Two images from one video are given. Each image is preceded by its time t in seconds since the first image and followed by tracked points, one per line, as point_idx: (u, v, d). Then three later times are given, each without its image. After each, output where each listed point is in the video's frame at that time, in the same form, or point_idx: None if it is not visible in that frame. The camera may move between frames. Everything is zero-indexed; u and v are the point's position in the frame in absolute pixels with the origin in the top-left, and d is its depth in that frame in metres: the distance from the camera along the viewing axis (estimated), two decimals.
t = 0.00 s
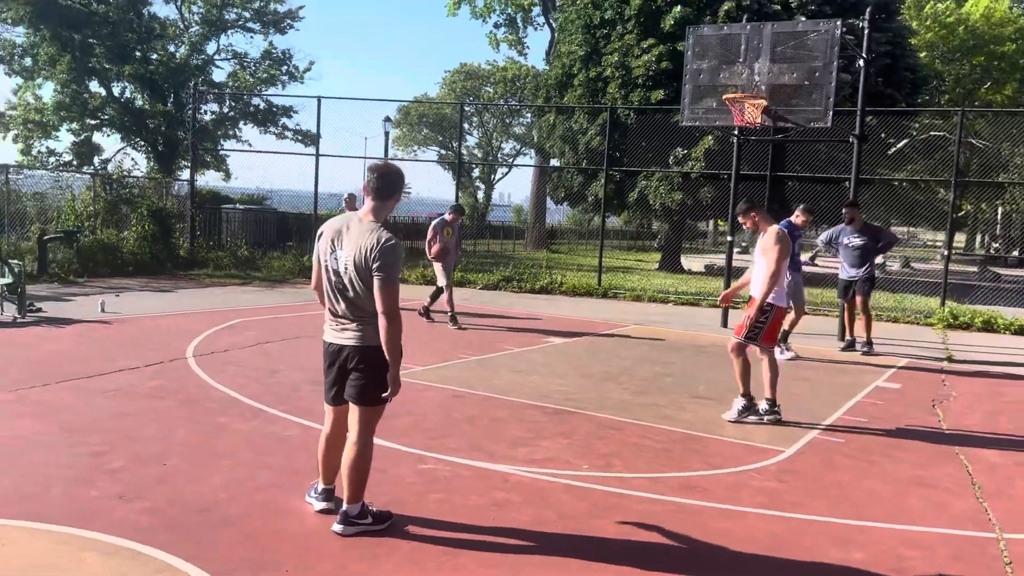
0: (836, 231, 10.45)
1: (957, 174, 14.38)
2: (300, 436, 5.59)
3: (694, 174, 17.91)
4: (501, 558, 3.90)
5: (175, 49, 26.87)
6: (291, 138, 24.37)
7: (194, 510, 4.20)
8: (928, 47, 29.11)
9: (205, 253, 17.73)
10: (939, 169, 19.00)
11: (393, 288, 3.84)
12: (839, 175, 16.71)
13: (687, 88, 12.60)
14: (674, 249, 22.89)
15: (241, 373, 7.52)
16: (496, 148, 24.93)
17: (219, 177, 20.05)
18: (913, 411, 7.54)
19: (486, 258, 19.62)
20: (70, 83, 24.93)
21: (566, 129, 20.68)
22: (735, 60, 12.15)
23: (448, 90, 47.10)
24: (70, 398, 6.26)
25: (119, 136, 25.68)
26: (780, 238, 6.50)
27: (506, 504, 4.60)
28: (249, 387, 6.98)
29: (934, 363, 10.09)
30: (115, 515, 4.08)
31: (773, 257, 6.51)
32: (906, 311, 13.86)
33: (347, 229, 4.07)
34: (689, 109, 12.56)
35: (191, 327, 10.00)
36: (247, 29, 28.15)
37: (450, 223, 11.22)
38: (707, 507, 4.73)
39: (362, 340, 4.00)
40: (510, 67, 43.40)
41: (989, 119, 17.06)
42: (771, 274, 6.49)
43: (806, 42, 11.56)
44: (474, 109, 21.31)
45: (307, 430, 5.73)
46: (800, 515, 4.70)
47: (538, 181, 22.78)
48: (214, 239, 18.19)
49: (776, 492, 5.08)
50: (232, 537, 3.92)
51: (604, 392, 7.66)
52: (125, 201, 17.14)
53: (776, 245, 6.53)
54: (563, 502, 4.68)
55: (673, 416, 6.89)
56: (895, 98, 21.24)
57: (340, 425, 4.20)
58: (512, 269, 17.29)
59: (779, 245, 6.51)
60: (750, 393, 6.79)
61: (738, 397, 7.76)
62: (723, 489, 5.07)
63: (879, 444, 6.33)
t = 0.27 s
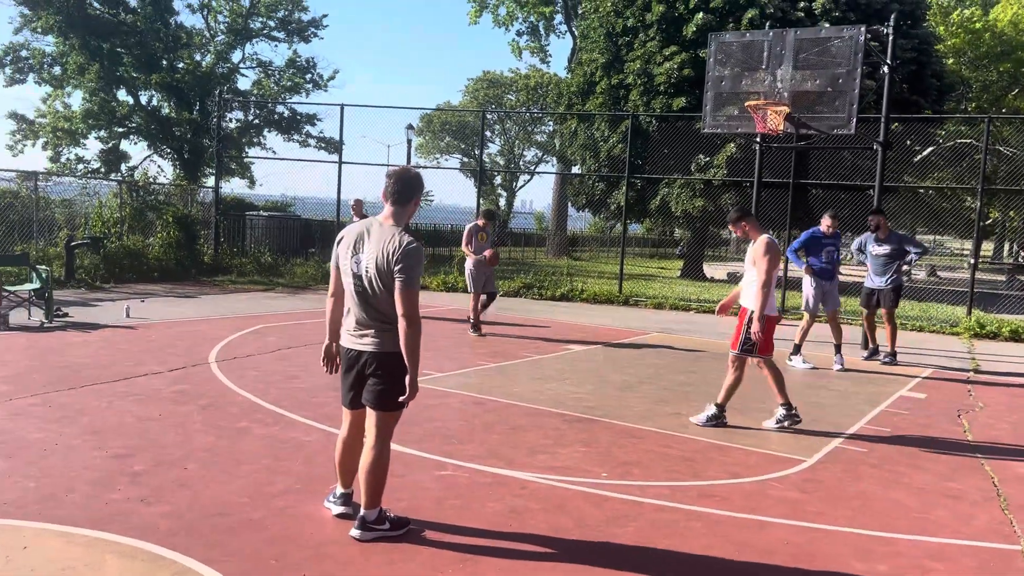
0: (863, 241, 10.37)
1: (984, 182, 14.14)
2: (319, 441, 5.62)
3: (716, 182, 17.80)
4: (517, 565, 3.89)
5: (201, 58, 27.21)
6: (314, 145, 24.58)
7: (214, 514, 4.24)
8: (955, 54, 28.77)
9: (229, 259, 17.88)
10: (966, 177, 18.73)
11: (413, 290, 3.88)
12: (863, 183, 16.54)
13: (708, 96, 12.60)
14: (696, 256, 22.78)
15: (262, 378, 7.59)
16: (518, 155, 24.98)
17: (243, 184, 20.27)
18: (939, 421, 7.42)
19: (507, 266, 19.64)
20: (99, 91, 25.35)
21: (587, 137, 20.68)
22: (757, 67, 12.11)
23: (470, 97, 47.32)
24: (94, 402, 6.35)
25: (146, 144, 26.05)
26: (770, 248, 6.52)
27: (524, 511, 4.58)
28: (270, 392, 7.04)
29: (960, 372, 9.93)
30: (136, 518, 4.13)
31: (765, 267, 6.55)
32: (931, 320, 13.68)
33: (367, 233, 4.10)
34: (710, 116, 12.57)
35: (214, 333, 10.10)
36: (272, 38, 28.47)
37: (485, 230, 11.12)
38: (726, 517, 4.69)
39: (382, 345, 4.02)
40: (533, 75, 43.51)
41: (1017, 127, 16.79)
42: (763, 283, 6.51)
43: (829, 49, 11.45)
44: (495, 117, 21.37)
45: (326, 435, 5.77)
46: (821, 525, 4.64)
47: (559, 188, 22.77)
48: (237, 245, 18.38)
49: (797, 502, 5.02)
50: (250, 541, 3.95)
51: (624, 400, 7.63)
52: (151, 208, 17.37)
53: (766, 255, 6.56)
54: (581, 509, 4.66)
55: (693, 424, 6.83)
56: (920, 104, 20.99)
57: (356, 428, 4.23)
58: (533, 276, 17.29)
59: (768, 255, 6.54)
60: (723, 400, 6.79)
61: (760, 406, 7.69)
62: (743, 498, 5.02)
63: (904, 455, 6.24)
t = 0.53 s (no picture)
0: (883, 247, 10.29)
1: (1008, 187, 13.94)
2: (342, 446, 5.64)
3: (736, 187, 17.72)
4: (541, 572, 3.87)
5: (223, 64, 27.49)
6: (334, 151, 24.74)
7: (238, 519, 4.26)
8: (979, 58, 28.46)
9: (250, 264, 18.04)
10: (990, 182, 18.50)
11: (445, 296, 3.97)
12: (885, 188, 16.39)
13: (729, 101, 12.51)
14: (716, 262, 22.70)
15: (284, 382, 7.64)
16: (537, 160, 25.00)
17: (265, 189, 20.45)
18: (965, 430, 7.31)
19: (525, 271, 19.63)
20: (123, 98, 25.69)
21: (606, 142, 20.67)
22: (779, 72, 12.00)
23: (489, 103, 47.49)
24: (119, 405, 6.42)
25: (169, 149, 26.34)
26: (761, 249, 6.43)
27: (547, 518, 4.57)
28: (292, 396, 7.07)
29: (986, 380, 9.79)
30: (161, 521, 4.16)
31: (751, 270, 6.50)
32: (956, 327, 13.51)
33: (394, 237, 4.11)
34: (731, 121, 12.48)
35: (236, 337, 10.19)
36: (293, 45, 28.74)
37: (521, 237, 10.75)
38: (750, 524, 4.65)
39: (410, 350, 4.04)
40: (551, 81, 43.56)
41: None
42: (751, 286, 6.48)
43: (853, 54, 11.49)
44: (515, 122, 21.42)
45: (348, 440, 5.79)
46: (847, 534, 4.58)
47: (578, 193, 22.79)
48: (259, 250, 18.55)
49: (823, 511, 4.97)
50: (273, 545, 3.96)
51: (645, 406, 7.60)
52: (174, 212, 17.56)
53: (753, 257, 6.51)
54: (604, 517, 4.64)
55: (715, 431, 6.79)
56: (943, 109, 20.79)
57: (372, 430, 4.23)
58: (552, 282, 17.29)
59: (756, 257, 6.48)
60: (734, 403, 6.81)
61: (782, 413, 7.62)
62: (767, 506, 4.98)
63: (930, 463, 6.16)
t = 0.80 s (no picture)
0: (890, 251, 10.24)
1: None
2: (359, 448, 5.66)
3: (750, 190, 17.66)
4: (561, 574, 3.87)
5: (238, 67, 27.65)
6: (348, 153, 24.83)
7: (257, 519, 4.29)
8: (996, 61, 28.26)
9: (264, 266, 18.15)
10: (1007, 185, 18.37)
11: (461, 293, 4.06)
12: (900, 191, 16.31)
13: (745, 104, 12.38)
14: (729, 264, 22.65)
15: (300, 384, 7.68)
16: (550, 163, 25.00)
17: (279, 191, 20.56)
18: (984, 434, 7.25)
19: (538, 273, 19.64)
20: (139, 101, 25.90)
21: (620, 145, 20.66)
22: (795, 75, 11.95)
23: (502, 106, 47.59)
24: (139, 406, 6.48)
25: (184, 152, 26.54)
26: (745, 250, 6.45)
27: (565, 520, 4.57)
28: (309, 398, 7.11)
29: (1004, 384, 9.71)
30: (182, 522, 4.20)
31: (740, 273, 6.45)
32: (972, 331, 13.42)
33: (406, 237, 4.14)
34: (746, 124, 12.32)
35: (252, 339, 10.25)
36: (307, 47, 28.89)
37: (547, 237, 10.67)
38: (769, 528, 4.63)
39: (426, 348, 4.06)
40: (564, 83, 43.58)
41: None
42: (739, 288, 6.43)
43: (869, 56, 11.46)
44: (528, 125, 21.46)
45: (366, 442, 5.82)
46: (866, 539, 4.56)
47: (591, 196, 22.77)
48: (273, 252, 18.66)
49: (841, 515, 4.94)
50: (294, 546, 3.98)
51: (661, 409, 7.59)
52: (189, 215, 17.69)
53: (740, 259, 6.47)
54: (623, 520, 4.63)
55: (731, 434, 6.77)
56: (959, 111, 20.65)
57: (383, 433, 4.19)
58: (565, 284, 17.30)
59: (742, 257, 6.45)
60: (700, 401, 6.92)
61: (799, 416, 7.60)
62: (785, 511, 4.96)
63: (949, 468, 6.12)
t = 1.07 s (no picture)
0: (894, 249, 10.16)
1: None
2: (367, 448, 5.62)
3: (758, 189, 17.58)
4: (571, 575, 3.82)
5: (244, 65, 27.63)
6: (354, 151, 24.80)
7: (264, 519, 4.25)
8: (1006, 60, 28.08)
9: (271, 264, 18.22)
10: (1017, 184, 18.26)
11: (457, 285, 4.02)
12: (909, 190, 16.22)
13: (754, 102, 12.34)
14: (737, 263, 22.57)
15: (307, 382, 7.64)
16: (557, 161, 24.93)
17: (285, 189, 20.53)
18: (996, 435, 7.19)
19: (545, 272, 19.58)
20: (145, 98, 25.91)
21: (627, 143, 20.58)
22: (805, 73, 11.89)
23: (508, 104, 47.53)
24: (145, 404, 6.45)
25: (190, 149, 26.56)
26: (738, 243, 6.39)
27: (574, 521, 4.52)
28: (316, 397, 7.08)
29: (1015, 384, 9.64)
30: (188, 521, 4.16)
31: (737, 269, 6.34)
32: (982, 332, 13.32)
33: (399, 234, 4.09)
34: (756, 122, 12.29)
35: (259, 337, 10.23)
36: (313, 45, 28.86)
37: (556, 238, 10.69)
38: (781, 530, 4.58)
39: (427, 344, 4.01)
40: (571, 82, 43.48)
41: None
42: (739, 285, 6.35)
43: (879, 54, 11.37)
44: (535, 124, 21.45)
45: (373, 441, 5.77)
46: (879, 541, 4.50)
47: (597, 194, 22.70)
48: (279, 250, 18.71)
49: (853, 517, 4.88)
50: (301, 546, 3.94)
51: (669, 409, 7.53)
52: (195, 212, 17.67)
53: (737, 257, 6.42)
54: (633, 521, 4.58)
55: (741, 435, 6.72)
56: (969, 110, 20.53)
57: (387, 431, 4.15)
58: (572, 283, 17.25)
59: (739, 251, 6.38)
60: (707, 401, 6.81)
61: (809, 417, 7.53)
62: (797, 512, 4.91)
63: (962, 470, 6.05)
